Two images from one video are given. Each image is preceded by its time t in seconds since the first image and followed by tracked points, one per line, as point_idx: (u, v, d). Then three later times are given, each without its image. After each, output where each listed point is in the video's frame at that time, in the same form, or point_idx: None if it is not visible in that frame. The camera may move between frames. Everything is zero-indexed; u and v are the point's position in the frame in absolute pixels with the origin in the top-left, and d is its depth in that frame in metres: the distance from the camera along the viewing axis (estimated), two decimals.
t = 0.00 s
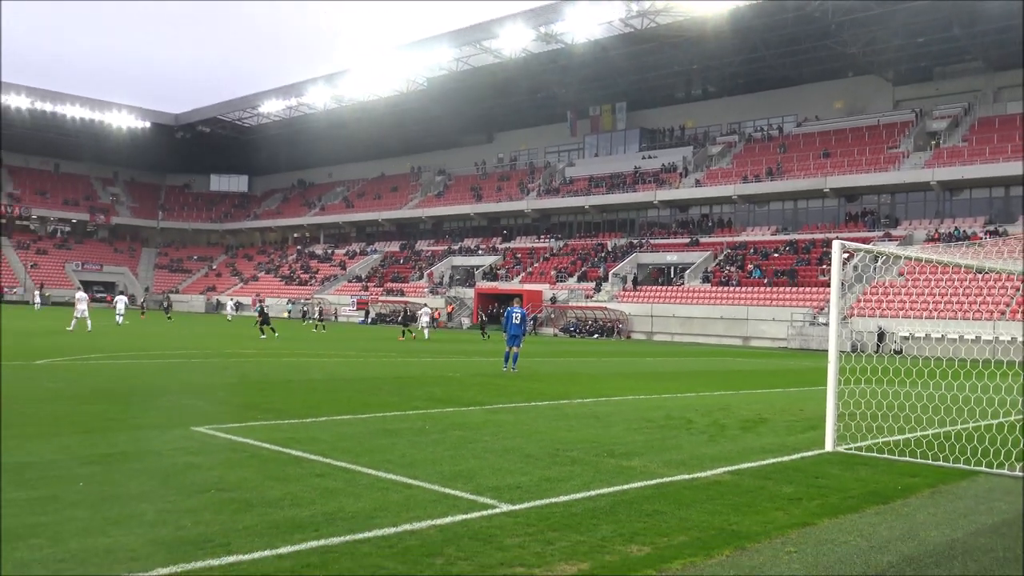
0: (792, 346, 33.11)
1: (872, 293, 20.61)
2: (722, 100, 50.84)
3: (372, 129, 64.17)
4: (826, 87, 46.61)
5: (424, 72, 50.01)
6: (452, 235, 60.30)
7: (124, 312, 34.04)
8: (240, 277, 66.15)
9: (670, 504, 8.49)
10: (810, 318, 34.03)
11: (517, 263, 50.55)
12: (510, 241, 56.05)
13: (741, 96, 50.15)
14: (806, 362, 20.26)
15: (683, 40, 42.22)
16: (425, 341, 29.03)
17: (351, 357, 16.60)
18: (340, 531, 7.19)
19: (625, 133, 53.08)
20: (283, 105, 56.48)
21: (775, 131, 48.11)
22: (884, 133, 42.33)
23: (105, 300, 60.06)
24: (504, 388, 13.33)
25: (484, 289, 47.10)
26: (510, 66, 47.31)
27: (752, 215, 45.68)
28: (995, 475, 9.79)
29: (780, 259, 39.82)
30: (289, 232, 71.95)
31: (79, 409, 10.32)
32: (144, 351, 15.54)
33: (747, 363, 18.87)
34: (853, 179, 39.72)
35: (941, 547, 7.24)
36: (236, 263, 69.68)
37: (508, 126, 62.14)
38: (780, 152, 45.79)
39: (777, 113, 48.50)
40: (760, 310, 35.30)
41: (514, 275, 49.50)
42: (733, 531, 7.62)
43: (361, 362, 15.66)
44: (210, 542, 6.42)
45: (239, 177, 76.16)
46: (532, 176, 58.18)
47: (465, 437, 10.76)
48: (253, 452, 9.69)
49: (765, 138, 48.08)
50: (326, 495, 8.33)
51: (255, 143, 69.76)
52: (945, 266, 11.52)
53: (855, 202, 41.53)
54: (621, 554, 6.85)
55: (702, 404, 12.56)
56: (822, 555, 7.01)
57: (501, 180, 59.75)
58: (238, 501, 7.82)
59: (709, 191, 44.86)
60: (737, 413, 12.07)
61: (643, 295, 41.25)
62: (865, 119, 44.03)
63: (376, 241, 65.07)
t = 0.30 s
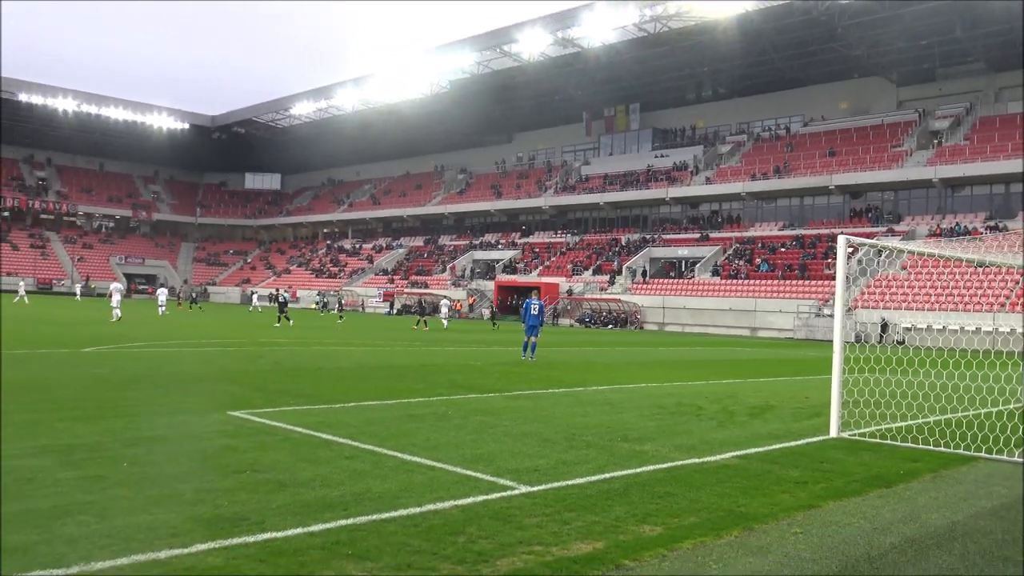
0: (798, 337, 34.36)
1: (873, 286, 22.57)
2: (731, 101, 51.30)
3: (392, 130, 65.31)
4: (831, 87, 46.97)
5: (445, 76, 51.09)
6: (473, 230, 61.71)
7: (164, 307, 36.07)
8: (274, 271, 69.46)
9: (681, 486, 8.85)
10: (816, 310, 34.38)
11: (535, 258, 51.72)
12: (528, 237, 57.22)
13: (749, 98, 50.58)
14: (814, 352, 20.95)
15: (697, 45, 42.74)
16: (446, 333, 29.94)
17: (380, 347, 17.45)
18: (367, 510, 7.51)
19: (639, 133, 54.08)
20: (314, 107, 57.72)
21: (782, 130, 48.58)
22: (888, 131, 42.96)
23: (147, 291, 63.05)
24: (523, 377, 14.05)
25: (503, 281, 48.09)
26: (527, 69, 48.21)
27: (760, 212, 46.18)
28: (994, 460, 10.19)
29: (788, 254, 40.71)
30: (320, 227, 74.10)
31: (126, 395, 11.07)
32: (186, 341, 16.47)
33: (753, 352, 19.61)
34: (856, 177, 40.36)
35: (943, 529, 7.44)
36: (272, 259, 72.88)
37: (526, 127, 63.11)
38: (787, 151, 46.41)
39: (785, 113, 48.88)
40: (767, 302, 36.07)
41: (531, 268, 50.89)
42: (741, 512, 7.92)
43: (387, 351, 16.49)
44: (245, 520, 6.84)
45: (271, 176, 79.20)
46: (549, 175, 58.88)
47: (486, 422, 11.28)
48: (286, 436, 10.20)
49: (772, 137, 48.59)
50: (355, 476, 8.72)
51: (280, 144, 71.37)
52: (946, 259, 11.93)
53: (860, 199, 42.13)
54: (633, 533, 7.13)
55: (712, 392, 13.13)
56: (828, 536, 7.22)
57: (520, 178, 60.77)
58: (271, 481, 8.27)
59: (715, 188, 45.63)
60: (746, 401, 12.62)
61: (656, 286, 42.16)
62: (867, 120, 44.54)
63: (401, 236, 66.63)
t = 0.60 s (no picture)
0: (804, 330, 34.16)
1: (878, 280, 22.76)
2: (741, 100, 51.61)
3: (408, 129, 66.08)
4: (833, 88, 47.27)
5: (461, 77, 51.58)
6: (489, 226, 62.63)
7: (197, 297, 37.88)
8: (298, 264, 71.08)
9: (690, 473, 9.18)
10: (821, 304, 34.68)
11: (549, 250, 53.31)
12: (543, 233, 57.97)
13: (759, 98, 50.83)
14: (818, 344, 21.53)
15: (709, 46, 42.79)
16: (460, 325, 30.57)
17: (398, 339, 18.06)
18: (389, 494, 7.81)
19: (650, 131, 54.43)
20: (336, 108, 58.48)
21: (788, 129, 48.76)
22: (894, 130, 43.42)
23: (179, 282, 67.19)
24: (536, 367, 14.60)
25: (519, 275, 48.65)
26: (541, 70, 48.58)
27: (767, 208, 46.94)
28: (995, 449, 10.50)
29: (795, 249, 41.11)
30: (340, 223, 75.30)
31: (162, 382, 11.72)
32: (215, 333, 17.20)
33: (753, 345, 20.09)
34: (862, 174, 40.55)
35: (944, 516, 7.70)
36: (295, 253, 74.22)
37: (540, 126, 63.59)
38: (794, 149, 46.66)
39: (791, 112, 49.08)
40: (775, 295, 36.34)
41: (546, 263, 51.74)
42: (748, 499, 8.23)
43: (405, 343, 17.11)
44: (272, 504, 7.17)
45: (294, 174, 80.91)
46: (563, 172, 59.38)
47: (502, 410, 11.70)
48: (311, 422, 10.61)
49: (779, 136, 48.68)
50: (376, 461, 9.01)
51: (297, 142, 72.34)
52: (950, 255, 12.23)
53: (864, 195, 42.37)
54: (644, 517, 7.44)
55: (720, 382, 13.62)
56: (832, 522, 7.49)
57: (534, 175, 61.36)
58: (296, 466, 8.64)
59: (723, 186, 46.00)
60: (752, 390, 13.10)
61: (665, 280, 42.73)
62: (872, 119, 45.03)
63: (420, 232, 67.71)
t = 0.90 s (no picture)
0: (818, 321, 34.42)
1: (893, 272, 22.85)
2: (756, 93, 51.50)
3: (425, 124, 66.59)
4: (848, 79, 46.99)
5: (478, 71, 51.85)
6: (506, 219, 63.15)
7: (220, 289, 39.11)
8: (318, 258, 71.99)
9: (705, 463, 9.27)
10: (836, 295, 35.15)
11: (564, 244, 53.30)
12: (559, 225, 58.33)
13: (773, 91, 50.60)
14: (833, 335, 21.54)
15: (725, 40, 42.74)
16: (476, 317, 30.86)
17: (416, 331, 18.29)
18: (407, 484, 7.93)
19: (665, 124, 54.55)
20: (355, 103, 59.01)
21: (802, 121, 48.62)
22: (909, 122, 43.03)
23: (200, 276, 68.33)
24: (551, 358, 14.75)
25: (536, 268, 49.04)
26: (557, 64, 48.79)
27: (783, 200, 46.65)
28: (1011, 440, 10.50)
29: (809, 240, 41.18)
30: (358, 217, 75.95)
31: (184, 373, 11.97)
32: (235, 325, 17.48)
33: (767, 335, 20.16)
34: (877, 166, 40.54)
35: (959, 507, 7.77)
36: (313, 246, 75.11)
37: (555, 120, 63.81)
38: (807, 142, 46.47)
39: (805, 105, 48.95)
40: (789, 287, 36.71)
41: (561, 255, 52.09)
42: (763, 489, 8.34)
43: (421, 335, 17.33)
44: (293, 493, 7.30)
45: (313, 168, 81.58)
46: (578, 165, 59.65)
47: (518, 401, 11.83)
48: (330, 412, 10.76)
49: (794, 128, 48.59)
50: (395, 451, 9.16)
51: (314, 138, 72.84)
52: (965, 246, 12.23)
53: (879, 186, 42.39)
54: (659, 507, 7.56)
55: (735, 373, 13.71)
56: (847, 512, 7.57)
57: (550, 169, 61.63)
58: (316, 456, 8.78)
59: (740, 178, 45.67)
60: (767, 381, 13.20)
61: (679, 272, 42.86)
62: (883, 111, 44.81)
63: (438, 225, 68.29)
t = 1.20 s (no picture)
0: (837, 315, 34.33)
1: (914, 266, 22.74)
2: (775, 86, 51.26)
3: (441, 118, 66.67)
4: (870, 71, 46.45)
5: (495, 64, 51.85)
6: (523, 212, 63.19)
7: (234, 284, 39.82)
8: (335, 252, 72.29)
9: (723, 458, 9.25)
10: (855, 289, 34.93)
11: (581, 238, 52.89)
12: (576, 219, 58.33)
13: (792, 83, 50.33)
14: (854, 329, 21.42)
15: (742, 32, 42.47)
16: (493, 309, 31.03)
17: (434, 324, 18.37)
18: (424, 477, 7.95)
19: (682, 118, 54.41)
20: (372, 97, 59.19)
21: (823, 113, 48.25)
22: (930, 114, 42.75)
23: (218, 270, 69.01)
24: (569, 352, 14.79)
25: (553, 262, 49.22)
26: (574, 57, 48.81)
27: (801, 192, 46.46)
28: None
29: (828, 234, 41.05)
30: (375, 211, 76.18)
31: (204, 366, 12.08)
32: (255, 318, 17.62)
33: (787, 329, 20.11)
34: (898, 159, 40.27)
35: (981, 502, 7.70)
36: (330, 240, 75.42)
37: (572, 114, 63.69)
38: (827, 135, 46.36)
39: (825, 97, 48.66)
40: (808, 281, 36.52)
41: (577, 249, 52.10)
42: (782, 483, 8.30)
43: (439, 329, 17.42)
44: (311, 485, 7.34)
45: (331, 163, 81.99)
46: (595, 159, 59.55)
47: (535, 395, 11.83)
48: (347, 406, 10.79)
49: (813, 121, 48.41)
50: (412, 445, 9.21)
51: (330, 132, 73.00)
52: (988, 239, 12.09)
53: (900, 179, 42.07)
54: (677, 501, 7.55)
55: (753, 367, 13.66)
56: (866, 507, 7.52)
57: (567, 162, 61.55)
58: (334, 449, 8.83)
59: (758, 170, 46.10)
60: (786, 375, 13.15)
61: (697, 266, 43.04)
62: (907, 103, 44.32)
63: (454, 219, 68.42)
